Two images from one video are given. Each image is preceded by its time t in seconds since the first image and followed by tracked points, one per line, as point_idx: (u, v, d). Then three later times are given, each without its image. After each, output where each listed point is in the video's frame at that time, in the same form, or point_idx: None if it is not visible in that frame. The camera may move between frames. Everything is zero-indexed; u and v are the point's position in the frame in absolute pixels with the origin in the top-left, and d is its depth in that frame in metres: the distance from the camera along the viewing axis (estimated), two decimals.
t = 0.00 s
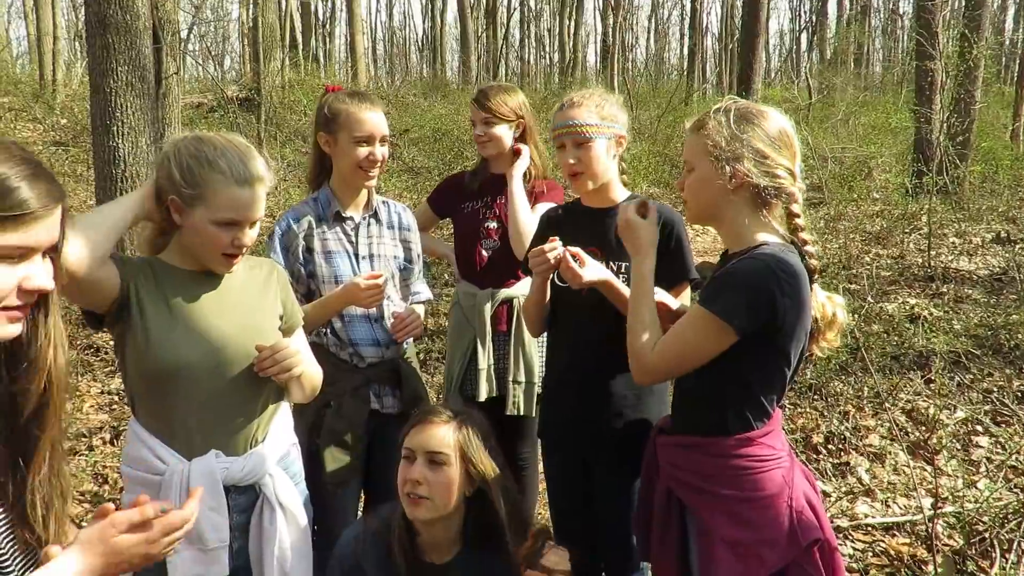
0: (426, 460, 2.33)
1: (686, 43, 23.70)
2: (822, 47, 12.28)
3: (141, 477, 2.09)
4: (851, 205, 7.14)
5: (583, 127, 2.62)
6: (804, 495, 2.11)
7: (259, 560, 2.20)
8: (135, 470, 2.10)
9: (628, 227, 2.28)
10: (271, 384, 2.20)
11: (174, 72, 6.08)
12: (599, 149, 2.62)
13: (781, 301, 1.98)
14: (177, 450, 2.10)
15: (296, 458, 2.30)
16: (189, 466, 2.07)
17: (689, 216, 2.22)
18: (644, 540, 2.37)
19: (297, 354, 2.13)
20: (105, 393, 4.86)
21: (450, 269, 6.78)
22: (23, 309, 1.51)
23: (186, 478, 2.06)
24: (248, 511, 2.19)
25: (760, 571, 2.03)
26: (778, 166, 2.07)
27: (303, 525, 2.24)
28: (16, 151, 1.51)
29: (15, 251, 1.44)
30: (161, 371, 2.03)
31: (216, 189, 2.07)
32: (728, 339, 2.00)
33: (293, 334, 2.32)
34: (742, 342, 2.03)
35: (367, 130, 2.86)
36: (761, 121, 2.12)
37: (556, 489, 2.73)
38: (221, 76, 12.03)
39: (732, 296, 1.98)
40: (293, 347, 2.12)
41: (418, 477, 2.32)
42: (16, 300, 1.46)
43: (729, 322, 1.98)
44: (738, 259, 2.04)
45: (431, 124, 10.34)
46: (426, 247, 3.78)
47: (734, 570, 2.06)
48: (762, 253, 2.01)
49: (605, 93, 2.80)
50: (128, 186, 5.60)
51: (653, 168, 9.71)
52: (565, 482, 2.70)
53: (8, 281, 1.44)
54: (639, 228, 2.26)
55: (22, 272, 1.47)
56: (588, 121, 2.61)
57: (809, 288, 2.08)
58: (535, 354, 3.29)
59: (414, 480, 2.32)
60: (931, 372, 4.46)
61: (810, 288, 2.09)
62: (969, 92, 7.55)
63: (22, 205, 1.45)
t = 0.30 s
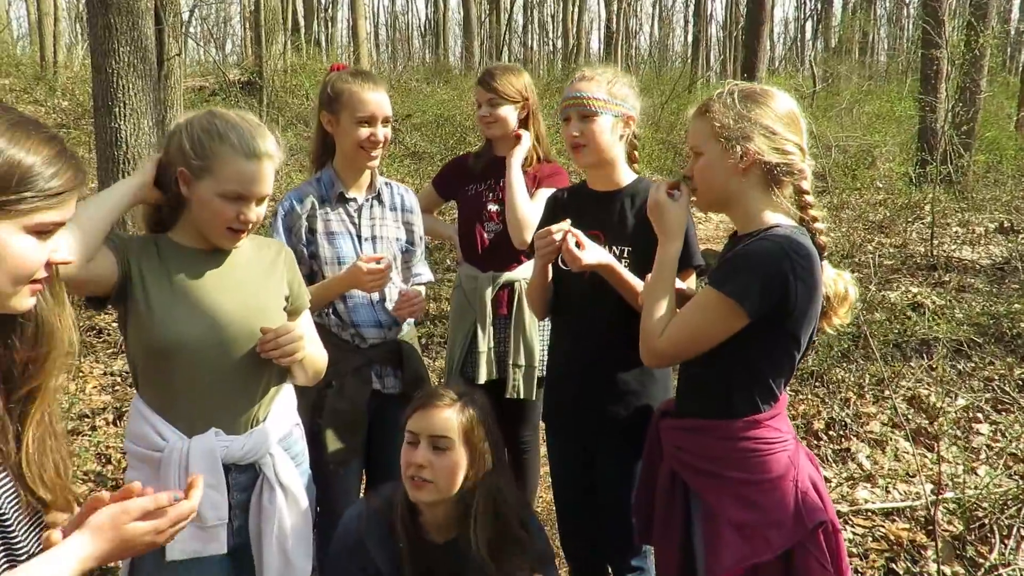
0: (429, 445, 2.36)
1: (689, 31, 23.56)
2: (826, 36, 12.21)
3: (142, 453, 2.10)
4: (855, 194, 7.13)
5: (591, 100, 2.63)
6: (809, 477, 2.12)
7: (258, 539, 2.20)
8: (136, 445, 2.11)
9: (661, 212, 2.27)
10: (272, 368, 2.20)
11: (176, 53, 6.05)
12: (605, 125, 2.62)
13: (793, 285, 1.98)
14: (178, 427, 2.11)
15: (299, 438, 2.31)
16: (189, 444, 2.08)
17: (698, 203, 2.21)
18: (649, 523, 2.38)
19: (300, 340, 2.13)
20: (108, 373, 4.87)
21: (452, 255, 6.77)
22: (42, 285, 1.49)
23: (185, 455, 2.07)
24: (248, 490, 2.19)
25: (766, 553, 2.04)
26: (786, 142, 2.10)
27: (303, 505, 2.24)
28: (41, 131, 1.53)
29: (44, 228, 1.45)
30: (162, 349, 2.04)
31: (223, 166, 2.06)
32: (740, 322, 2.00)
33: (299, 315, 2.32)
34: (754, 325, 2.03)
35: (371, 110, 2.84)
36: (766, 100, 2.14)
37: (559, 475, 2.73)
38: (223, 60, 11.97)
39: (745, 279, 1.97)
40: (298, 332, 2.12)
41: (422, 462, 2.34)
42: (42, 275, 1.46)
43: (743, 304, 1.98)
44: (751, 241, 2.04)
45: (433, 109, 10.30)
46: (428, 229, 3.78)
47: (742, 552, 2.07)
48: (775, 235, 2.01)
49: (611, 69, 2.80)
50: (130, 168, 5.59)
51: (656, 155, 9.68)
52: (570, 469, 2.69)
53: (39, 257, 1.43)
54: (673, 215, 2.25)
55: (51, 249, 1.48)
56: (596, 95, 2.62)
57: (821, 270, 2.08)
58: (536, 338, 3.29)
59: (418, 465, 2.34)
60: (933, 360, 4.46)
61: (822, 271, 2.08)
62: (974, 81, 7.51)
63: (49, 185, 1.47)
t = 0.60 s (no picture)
0: (453, 429, 2.39)
1: (698, 15, 23.37)
2: (837, 20, 12.09)
3: (150, 430, 2.12)
4: (863, 180, 7.10)
5: (598, 76, 2.63)
6: (814, 461, 2.13)
7: (263, 517, 2.23)
8: (145, 421, 2.13)
9: (669, 191, 2.26)
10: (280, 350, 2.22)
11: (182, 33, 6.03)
12: (613, 102, 2.61)
13: (803, 267, 1.97)
14: (186, 404, 2.13)
15: (306, 418, 2.33)
16: (195, 421, 2.09)
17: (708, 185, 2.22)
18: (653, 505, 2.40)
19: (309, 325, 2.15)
20: (116, 353, 4.92)
21: (458, 238, 6.78)
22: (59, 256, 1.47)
23: (192, 432, 2.09)
24: (254, 468, 2.22)
25: (771, 536, 2.05)
26: (798, 124, 2.09)
27: (308, 484, 2.26)
28: (44, 97, 1.48)
29: (56, 194, 1.42)
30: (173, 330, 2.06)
31: (222, 127, 2.11)
32: (748, 303, 2.00)
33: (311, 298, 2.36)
34: (761, 307, 2.03)
35: (371, 89, 2.85)
36: (778, 82, 2.13)
37: (562, 454, 2.75)
38: (230, 41, 11.92)
39: (755, 259, 1.97)
40: (306, 317, 2.13)
41: (447, 448, 2.35)
42: (60, 244, 1.43)
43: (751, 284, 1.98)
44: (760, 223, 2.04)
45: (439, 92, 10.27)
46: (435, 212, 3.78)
47: (746, 534, 2.07)
48: (784, 216, 2.01)
49: (619, 48, 2.79)
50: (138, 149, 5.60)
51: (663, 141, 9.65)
52: (572, 451, 2.71)
53: (56, 226, 1.41)
54: (684, 194, 2.24)
55: (65, 216, 1.45)
56: (603, 71, 2.61)
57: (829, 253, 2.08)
58: (542, 322, 3.30)
59: (444, 450, 2.35)
60: (938, 347, 4.47)
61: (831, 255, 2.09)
62: (986, 67, 7.43)
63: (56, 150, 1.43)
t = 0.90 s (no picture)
0: (465, 448, 2.38)
1: (704, 12, 23.29)
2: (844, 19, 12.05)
3: (158, 425, 2.14)
4: (868, 179, 7.08)
5: (615, 74, 2.65)
6: (818, 462, 2.13)
7: (268, 512, 2.24)
8: (154, 417, 2.14)
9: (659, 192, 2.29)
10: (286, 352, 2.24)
11: (188, 30, 6.04)
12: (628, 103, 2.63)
13: (806, 267, 1.98)
14: (193, 401, 2.14)
15: (313, 415, 2.33)
16: (202, 417, 2.10)
17: (712, 181, 2.21)
18: (656, 504, 2.40)
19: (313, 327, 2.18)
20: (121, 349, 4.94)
21: (463, 235, 6.78)
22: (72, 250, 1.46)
23: (198, 429, 2.10)
24: (260, 464, 2.24)
25: (773, 536, 2.05)
26: (804, 125, 2.09)
27: (313, 480, 2.28)
28: (46, 89, 1.48)
29: (58, 185, 1.41)
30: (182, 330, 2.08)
31: (224, 114, 2.14)
32: (750, 303, 2.00)
33: (319, 295, 2.38)
34: (764, 307, 2.04)
35: (361, 87, 2.85)
36: (786, 82, 2.13)
37: (567, 450, 2.77)
38: (235, 37, 11.93)
39: (758, 259, 1.98)
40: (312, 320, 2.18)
41: (460, 466, 2.35)
42: (69, 239, 1.42)
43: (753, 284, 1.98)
44: (763, 222, 2.04)
45: (443, 89, 10.27)
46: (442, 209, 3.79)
47: (747, 534, 2.08)
48: (788, 216, 2.01)
49: (627, 47, 2.79)
50: (145, 145, 5.61)
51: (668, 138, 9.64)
52: (574, 449, 2.73)
53: (62, 219, 1.40)
54: (675, 192, 2.27)
55: (72, 209, 1.43)
56: (622, 70, 2.63)
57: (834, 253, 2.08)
58: (548, 321, 3.31)
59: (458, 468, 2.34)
60: (943, 347, 4.46)
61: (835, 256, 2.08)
62: (993, 67, 7.39)
63: (57, 143, 1.42)
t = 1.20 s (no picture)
0: (469, 452, 2.35)
1: (708, 4, 23.16)
2: (849, 11, 11.97)
3: (162, 413, 2.13)
4: (873, 172, 7.03)
5: (623, 71, 2.63)
6: (817, 453, 2.11)
7: (270, 501, 2.23)
8: (157, 405, 2.14)
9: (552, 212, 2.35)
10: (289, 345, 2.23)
11: (189, 23, 6.02)
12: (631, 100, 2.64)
13: (799, 255, 1.94)
14: (196, 390, 2.14)
15: (315, 404, 2.33)
16: (206, 405, 2.10)
17: (717, 164, 2.19)
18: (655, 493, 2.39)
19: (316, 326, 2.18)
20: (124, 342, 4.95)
21: (465, 228, 6.77)
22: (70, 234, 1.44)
23: (202, 416, 2.10)
24: (262, 452, 2.23)
25: (768, 526, 2.04)
26: (812, 114, 2.06)
27: (315, 472, 2.26)
28: (37, 70, 1.47)
29: (49, 166, 1.39)
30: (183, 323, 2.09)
31: (257, 101, 2.12)
32: (740, 286, 1.97)
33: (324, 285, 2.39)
34: (757, 293, 2.01)
35: (367, 79, 2.82)
36: (795, 67, 2.09)
37: (574, 440, 2.73)
38: (236, 30, 11.89)
39: (750, 242, 1.94)
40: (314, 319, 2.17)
41: (464, 471, 2.33)
42: (64, 222, 1.41)
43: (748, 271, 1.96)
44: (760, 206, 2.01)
45: (445, 82, 10.24)
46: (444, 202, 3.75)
47: (741, 523, 2.07)
48: (785, 201, 1.98)
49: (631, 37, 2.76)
50: (146, 138, 5.59)
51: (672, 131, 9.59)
52: (573, 440, 2.72)
53: (56, 202, 1.38)
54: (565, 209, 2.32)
55: (66, 191, 1.41)
56: (630, 66, 2.62)
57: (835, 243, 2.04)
58: (554, 314, 3.30)
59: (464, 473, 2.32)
60: (947, 339, 4.43)
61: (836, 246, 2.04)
62: (1000, 58, 7.33)
63: (48, 123, 1.41)
